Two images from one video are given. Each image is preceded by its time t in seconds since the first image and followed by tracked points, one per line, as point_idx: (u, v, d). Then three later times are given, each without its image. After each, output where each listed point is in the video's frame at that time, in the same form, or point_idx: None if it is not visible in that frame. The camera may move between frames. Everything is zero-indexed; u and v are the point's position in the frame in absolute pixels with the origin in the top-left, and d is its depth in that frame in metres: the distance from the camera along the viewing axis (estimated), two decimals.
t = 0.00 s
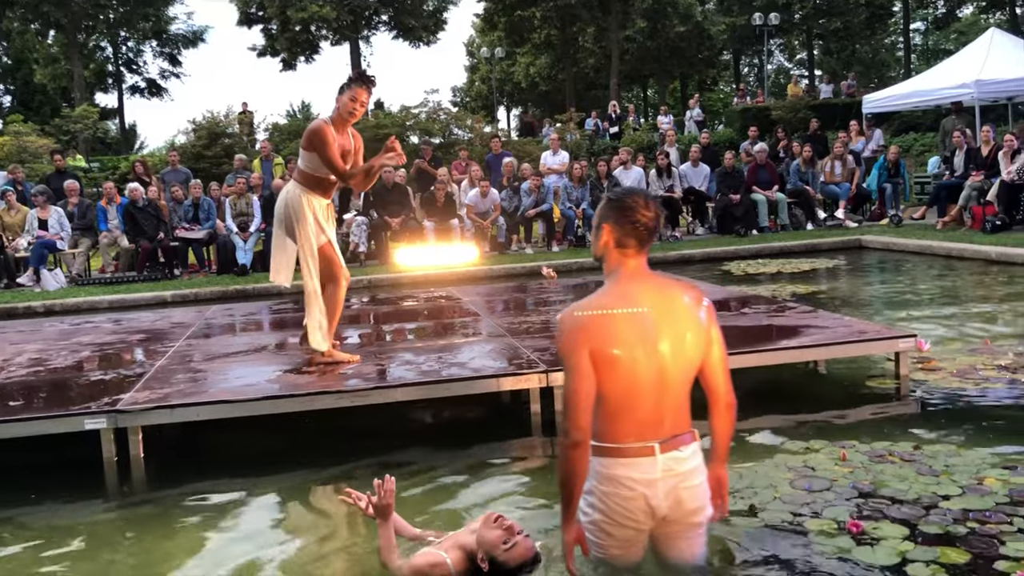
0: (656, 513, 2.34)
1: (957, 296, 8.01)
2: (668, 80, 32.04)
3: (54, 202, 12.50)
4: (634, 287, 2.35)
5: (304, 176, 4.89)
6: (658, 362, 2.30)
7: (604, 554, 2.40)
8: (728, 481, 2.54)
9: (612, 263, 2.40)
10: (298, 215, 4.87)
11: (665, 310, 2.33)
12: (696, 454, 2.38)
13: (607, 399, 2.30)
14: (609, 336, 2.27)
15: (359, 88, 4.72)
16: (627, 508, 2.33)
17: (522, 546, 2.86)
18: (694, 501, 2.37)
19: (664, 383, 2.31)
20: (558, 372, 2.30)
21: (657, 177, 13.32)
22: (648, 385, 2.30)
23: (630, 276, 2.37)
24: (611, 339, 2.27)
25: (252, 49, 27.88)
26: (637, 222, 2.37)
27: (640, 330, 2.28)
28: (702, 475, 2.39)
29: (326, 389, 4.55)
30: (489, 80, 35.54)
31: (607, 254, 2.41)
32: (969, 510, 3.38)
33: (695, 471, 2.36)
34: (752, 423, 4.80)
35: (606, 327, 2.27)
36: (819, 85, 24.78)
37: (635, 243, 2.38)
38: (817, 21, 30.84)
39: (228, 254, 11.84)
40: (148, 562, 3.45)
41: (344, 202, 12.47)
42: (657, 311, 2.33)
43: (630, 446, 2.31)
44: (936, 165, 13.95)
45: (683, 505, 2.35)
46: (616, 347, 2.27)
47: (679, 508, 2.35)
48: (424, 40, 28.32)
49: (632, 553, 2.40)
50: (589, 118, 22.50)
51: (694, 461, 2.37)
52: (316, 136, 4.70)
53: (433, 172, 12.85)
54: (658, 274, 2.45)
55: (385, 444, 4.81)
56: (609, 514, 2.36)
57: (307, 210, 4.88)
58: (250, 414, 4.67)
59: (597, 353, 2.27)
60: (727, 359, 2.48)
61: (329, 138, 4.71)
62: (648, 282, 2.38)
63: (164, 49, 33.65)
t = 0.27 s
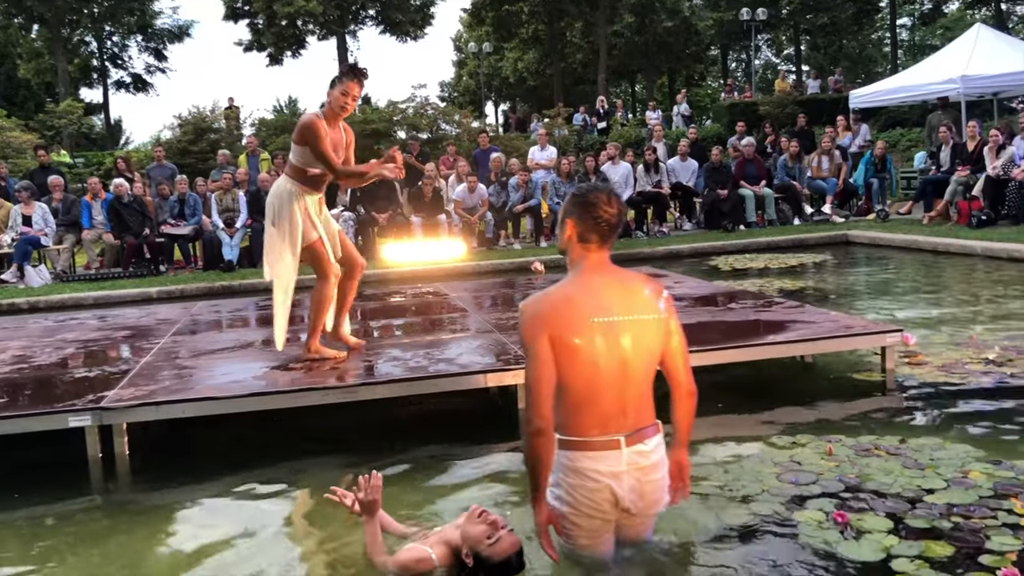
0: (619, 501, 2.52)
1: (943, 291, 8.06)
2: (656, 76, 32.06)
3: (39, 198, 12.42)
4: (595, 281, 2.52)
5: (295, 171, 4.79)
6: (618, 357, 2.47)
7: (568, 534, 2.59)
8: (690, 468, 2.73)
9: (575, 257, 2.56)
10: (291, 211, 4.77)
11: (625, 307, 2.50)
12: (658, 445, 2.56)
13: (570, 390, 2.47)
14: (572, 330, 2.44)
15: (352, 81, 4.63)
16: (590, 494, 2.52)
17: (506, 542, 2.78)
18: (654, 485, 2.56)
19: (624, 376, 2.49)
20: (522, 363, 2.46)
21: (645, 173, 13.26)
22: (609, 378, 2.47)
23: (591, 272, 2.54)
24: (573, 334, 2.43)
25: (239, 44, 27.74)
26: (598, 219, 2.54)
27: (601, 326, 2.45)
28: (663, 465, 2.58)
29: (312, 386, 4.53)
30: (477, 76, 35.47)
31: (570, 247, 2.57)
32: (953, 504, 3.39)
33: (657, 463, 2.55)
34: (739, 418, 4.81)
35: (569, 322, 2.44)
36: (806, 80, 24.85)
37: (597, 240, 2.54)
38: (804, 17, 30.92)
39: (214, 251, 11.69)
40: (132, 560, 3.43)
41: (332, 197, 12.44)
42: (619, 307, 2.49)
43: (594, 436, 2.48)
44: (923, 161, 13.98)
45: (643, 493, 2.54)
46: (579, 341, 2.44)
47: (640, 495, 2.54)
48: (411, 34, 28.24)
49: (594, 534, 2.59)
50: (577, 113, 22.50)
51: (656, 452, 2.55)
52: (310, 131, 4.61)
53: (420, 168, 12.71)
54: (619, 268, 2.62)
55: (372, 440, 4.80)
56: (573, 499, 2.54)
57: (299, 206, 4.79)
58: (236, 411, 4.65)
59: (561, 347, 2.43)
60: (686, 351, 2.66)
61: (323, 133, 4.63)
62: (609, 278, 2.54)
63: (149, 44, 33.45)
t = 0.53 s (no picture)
0: (588, 489, 2.66)
1: (927, 285, 8.09)
2: (643, 71, 32.06)
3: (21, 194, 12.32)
4: (567, 277, 2.62)
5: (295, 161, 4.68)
6: (590, 353, 2.57)
7: (540, 521, 2.72)
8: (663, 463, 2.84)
9: (548, 253, 2.67)
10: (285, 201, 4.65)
11: (597, 304, 2.61)
12: (627, 438, 2.69)
13: (542, 385, 2.58)
14: (543, 327, 2.54)
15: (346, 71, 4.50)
16: (560, 484, 2.65)
17: (489, 539, 2.77)
18: (622, 477, 2.69)
19: (596, 371, 2.59)
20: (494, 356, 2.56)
21: (631, 168, 13.29)
22: (582, 374, 2.58)
23: (563, 270, 2.64)
24: (546, 330, 2.53)
25: (223, 39, 27.58)
26: (571, 218, 2.65)
27: (573, 322, 2.55)
28: (632, 456, 2.71)
29: (298, 382, 4.50)
30: (463, 71, 35.36)
31: (543, 245, 2.68)
32: (937, 496, 3.40)
33: (626, 454, 2.67)
34: (727, 413, 4.81)
35: (541, 318, 2.54)
36: (792, 76, 24.92)
37: (568, 239, 2.65)
38: (789, 12, 31.00)
39: (198, 247, 11.74)
40: (114, 557, 3.40)
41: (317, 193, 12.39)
42: (590, 304, 2.60)
43: (566, 429, 2.61)
44: (908, 156, 14.03)
45: (612, 482, 2.68)
46: (550, 336, 2.54)
47: (609, 484, 2.68)
48: (397, 29, 28.14)
49: (566, 521, 2.72)
50: (563, 108, 22.48)
51: (625, 444, 2.68)
52: (312, 120, 4.51)
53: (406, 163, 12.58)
54: (592, 266, 2.72)
55: (358, 436, 4.78)
56: (545, 488, 2.67)
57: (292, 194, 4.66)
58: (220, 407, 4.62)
59: (534, 343, 2.53)
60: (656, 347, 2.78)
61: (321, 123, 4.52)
62: (581, 275, 2.65)
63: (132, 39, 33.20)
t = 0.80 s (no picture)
0: (559, 480, 2.69)
1: (913, 281, 8.13)
2: (630, 68, 32.09)
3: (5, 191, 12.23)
4: (541, 272, 2.67)
5: (300, 146, 4.57)
6: (561, 346, 2.61)
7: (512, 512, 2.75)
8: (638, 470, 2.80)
9: (525, 250, 2.72)
10: (298, 187, 4.53)
11: (570, 299, 2.64)
12: (600, 432, 2.71)
13: (513, 377, 2.62)
14: (514, 319, 2.58)
15: (356, 58, 4.48)
16: (532, 475, 2.68)
17: (477, 536, 2.78)
18: (594, 470, 2.71)
19: (567, 365, 2.62)
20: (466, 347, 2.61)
21: (618, 165, 13.31)
22: (553, 367, 2.61)
23: (539, 265, 2.69)
24: (516, 323, 2.58)
25: (209, 35, 27.43)
26: (549, 216, 2.69)
27: (544, 316, 2.59)
28: (604, 450, 2.72)
29: (284, 380, 4.49)
30: (450, 67, 35.30)
31: (521, 241, 2.73)
32: (922, 490, 3.42)
33: (598, 448, 2.69)
34: (714, 409, 4.82)
35: (512, 311, 2.59)
36: (779, 72, 25.00)
37: (545, 236, 2.69)
38: (776, 9, 31.09)
39: (183, 244, 11.71)
40: (99, 558, 3.38)
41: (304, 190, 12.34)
42: (563, 299, 2.63)
43: (538, 421, 2.64)
44: (893, 152, 14.11)
45: (584, 474, 2.70)
46: (521, 329, 2.58)
47: (580, 477, 2.70)
48: (383, 25, 28.06)
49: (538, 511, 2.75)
50: (550, 105, 22.48)
51: (598, 438, 2.70)
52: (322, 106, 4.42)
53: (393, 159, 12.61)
54: (570, 263, 2.76)
55: (345, 434, 4.76)
56: (516, 479, 2.70)
57: (306, 181, 4.55)
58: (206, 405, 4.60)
59: (504, 335, 2.58)
60: (632, 345, 2.79)
61: (336, 105, 4.43)
62: (556, 271, 2.69)
63: (117, 35, 32.96)
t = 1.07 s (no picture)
0: (537, 470, 2.74)
1: (900, 277, 8.17)
2: (619, 66, 32.11)
3: None
4: (519, 269, 2.75)
5: (298, 143, 4.52)
6: (537, 340, 2.68)
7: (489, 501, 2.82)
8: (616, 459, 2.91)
9: (505, 245, 2.80)
10: (296, 187, 4.52)
11: (547, 294, 2.72)
12: (577, 424, 2.78)
13: (490, 368, 2.69)
14: (492, 312, 2.66)
15: (354, 52, 4.38)
16: (509, 464, 2.73)
17: (465, 534, 2.76)
18: (571, 461, 2.77)
19: (543, 358, 2.69)
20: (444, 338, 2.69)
21: (608, 162, 13.32)
22: (529, 360, 2.68)
23: (518, 261, 2.76)
24: (494, 315, 2.66)
25: (197, 32, 27.30)
26: (528, 213, 2.77)
27: (521, 310, 2.67)
28: (581, 442, 2.79)
29: (272, 378, 4.48)
30: (439, 64, 35.24)
31: (501, 237, 2.81)
32: (909, 487, 3.44)
33: (575, 439, 2.76)
34: (702, 405, 4.83)
35: (488, 304, 2.67)
36: (767, 70, 25.06)
37: (525, 232, 2.77)
38: (764, 7, 31.17)
39: (172, 242, 11.65)
40: (86, 557, 3.37)
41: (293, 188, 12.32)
42: (540, 293, 2.71)
43: (515, 411, 2.70)
44: (881, 149, 14.19)
45: (561, 465, 2.76)
46: (499, 322, 2.66)
47: (558, 467, 2.76)
48: (372, 22, 27.99)
49: (516, 501, 2.80)
50: (539, 102, 22.48)
51: (574, 429, 2.77)
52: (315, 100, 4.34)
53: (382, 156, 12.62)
54: (548, 260, 2.84)
55: (333, 433, 4.75)
56: (494, 467, 2.76)
57: (305, 180, 4.53)
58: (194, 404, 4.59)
59: (481, 326, 2.66)
60: (609, 342, 2.87)
61: (330, 98, 4.34)
62: (535, 267, 2.77)
63: (104, 32, 32.77)
